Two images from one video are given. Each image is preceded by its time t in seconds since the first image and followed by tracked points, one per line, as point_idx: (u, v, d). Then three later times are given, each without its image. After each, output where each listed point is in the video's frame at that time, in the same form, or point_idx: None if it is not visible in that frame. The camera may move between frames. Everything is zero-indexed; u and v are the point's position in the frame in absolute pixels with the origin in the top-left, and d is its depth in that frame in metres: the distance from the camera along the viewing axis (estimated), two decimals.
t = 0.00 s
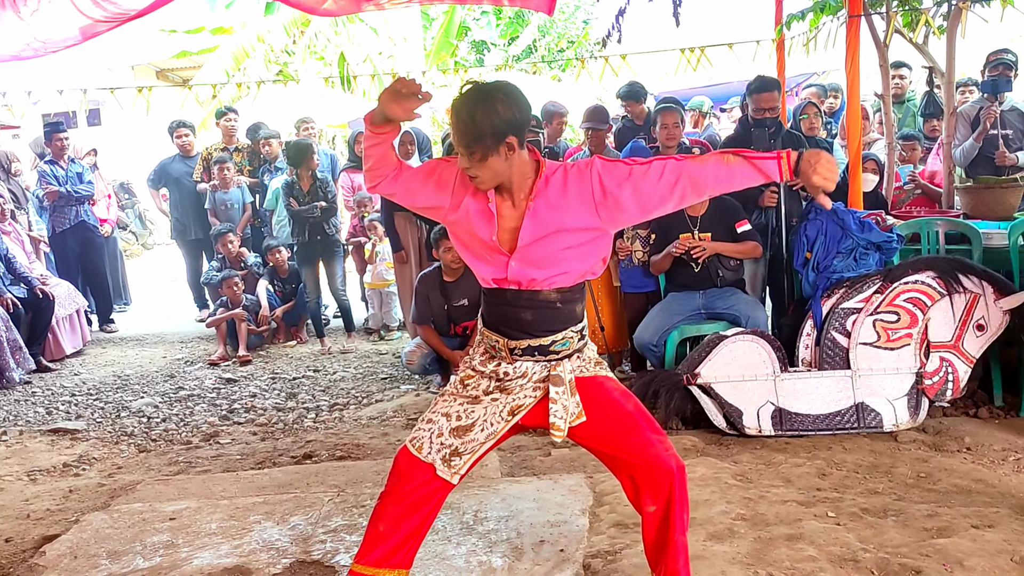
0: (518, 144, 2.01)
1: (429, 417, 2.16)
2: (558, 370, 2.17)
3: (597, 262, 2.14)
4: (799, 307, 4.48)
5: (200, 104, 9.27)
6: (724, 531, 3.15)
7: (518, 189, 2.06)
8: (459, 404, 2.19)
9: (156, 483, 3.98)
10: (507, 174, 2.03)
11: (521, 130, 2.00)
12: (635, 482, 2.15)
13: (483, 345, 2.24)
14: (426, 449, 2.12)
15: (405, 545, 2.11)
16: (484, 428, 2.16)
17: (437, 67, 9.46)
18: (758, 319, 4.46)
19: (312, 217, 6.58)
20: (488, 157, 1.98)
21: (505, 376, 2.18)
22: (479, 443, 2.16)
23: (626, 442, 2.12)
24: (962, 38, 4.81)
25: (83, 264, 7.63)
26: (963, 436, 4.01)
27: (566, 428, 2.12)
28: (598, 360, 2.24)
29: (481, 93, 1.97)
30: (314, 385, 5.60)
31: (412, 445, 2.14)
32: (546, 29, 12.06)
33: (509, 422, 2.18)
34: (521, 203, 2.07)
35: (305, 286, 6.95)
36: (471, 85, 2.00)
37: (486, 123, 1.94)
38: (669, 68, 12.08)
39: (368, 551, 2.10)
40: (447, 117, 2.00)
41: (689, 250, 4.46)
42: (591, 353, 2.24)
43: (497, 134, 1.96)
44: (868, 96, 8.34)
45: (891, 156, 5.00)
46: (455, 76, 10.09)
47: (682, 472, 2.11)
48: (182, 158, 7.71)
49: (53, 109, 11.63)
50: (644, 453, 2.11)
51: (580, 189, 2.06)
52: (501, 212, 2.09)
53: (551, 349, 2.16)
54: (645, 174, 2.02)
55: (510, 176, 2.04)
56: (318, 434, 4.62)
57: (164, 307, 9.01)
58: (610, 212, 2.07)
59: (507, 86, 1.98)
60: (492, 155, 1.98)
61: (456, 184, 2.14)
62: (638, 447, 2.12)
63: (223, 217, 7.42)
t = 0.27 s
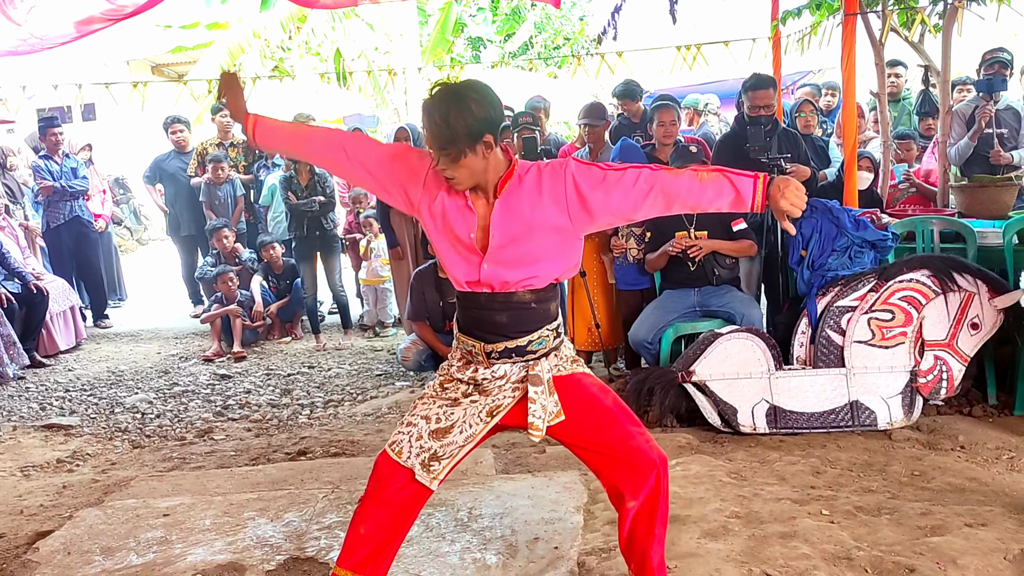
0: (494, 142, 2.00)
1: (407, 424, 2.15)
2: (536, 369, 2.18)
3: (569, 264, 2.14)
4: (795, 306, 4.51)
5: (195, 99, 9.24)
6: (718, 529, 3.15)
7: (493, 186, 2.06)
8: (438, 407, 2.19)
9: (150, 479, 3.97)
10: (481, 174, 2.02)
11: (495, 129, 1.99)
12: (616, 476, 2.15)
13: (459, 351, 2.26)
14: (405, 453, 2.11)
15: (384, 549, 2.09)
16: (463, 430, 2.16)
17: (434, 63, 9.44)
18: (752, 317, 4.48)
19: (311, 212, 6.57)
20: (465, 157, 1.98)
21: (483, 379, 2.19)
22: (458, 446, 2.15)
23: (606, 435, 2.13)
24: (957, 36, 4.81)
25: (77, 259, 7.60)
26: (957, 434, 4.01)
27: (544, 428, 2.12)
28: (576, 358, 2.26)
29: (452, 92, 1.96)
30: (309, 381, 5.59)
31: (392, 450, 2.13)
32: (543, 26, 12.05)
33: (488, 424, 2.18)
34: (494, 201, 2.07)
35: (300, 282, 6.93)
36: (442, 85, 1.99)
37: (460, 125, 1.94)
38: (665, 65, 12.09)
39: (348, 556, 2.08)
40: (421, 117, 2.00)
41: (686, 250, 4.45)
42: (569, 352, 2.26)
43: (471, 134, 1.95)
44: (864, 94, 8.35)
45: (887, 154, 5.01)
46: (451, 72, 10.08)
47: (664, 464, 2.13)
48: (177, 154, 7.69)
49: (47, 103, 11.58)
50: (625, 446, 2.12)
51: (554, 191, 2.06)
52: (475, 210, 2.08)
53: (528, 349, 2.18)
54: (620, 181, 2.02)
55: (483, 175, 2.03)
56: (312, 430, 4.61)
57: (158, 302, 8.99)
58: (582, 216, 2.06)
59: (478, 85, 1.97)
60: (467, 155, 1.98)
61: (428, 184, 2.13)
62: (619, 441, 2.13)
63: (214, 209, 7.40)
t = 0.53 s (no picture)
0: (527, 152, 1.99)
1: (408, 426, 2.16)
2: (536, 370, 2.18)
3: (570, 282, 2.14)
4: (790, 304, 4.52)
5: (190, 94, 9.23)
6: (713, 526, 3.16)
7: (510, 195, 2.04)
8: (437, 408, 2.20)
9: (144, 475, 3.96)
10: (503, 182, 1.99)
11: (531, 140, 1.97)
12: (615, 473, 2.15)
13: (457, 349, 2.25)
14: (405, 456, 2.12)
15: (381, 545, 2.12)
16: (463, 433, 2.17)
17: (430, 60, 9.44)
18: (747, 316, 4.49)
19: (311, 207, 6.57)
20: (499, 168, 1.95)
21: (482, 381, 2.18)
22: (458, 448, 2.17)
23: (604, 432, 2.13)
24: (953, 36, 4.81)
25: (72, 254, 7.59)
26: (951, 433, 4.02)
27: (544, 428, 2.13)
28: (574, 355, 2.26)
29: (497, 99, 1.93)
30: (304, 377, 5.59)
31: (392, 451, 2.14)
32: (539, 23, 12.05)
33: (488, 426, 2.20)
34: (509, 210, 2.04)
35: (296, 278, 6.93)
36: (484, 88, 1.94)
37: (506, 133, 1.90)
38: (661, 63, 12.10)
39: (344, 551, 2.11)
40: (458, 118, 1.94)
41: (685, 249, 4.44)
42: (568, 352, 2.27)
43: (513, 143, 1.93)
44: (860, 93, 8.37)
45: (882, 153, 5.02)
46: (447, 69, 10.08)
47: (663, 460, 2.13)
48: (172, 150, 7.68)
49: (42, 98, 11.55)
50: (623, 442, 2.13)
51: (567, 209, 2.04)
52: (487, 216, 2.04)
53: (527, 351, 2.17)
54: (635, 217, 2.03)
55: (505, 183, 2.01)
56: (306, 427, 4.61)
57: (153, 298, 8.97)
58: (591, 243, 2.07)
59: (521, 93, 1.95)
60: (503, 164, 1.95)
61: (437, 191, 2.08)
62: (617, 437, 2.13)
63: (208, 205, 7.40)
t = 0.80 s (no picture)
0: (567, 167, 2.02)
1: (414, 429, 2.15)
2: (545, 374, 2.19)
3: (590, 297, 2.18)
4: (783, 302, 4.52)
5: (184, 90, 9.20)
6: (706, 524, 3.16)
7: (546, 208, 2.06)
8: (443, 411, 2.20)
9: (136, 472, 3.96)
10: (540, 195, 2.01)
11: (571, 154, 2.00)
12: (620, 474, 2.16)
13: (466, 348, 2.24)
14: (411, 460, 2.12)
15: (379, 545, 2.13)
16: (470, 436, 2.17)
17: (424, 57, 9.43)
18: (741, 313, 4.47)
19: (305, 203, 6.57)
20: (541, 182, 1.97)
21: (490, 383, 2.19)
22: (465, 451, 2.17)
23: (610, 433, 2.14)
24: (946, 36, 4.83)
25: (64, 251, 7.56)
26: (944, 432, 4.03)
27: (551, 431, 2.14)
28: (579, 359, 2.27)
29: (543, 112, 1.96)
30: (297, 375, 5.58)
31: (397, 455, 2.14)
32: (534, 22, 12.05)
33: (495, 428, 2.20)
34: (545, 224, 2.06)
35: (289, 275, 6.91)
36: (530, 101, 1.97)
37: (548, 145, 1.93)
38: (656, 62, 12.11)
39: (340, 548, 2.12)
40: (503, 128, 1.96)
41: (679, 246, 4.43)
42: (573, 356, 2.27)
43: (557, 156, 1.96)
44: (854, 93, 8.38)
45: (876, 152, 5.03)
46: (442, 67, 10.07)
47: (668, 462, 2.14)
48: (166, 147, 7.67)
49: (35, 94, 11.52)
50: (629, 443, 2.13)
51: (600, 228, 2.08)
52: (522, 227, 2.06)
53: (539, 356, 2.18)
54: (662, 244, 2.09)
55: (542, 196, 2.02)
56: (300, 424, 4.61)
57: (146, 295, 8.95)
58: (618, 262, 2.11)
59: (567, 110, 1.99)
60: (544, 177, 1.97)
61: (471, 204, 2.07)
62: (623, 438, 2.14)
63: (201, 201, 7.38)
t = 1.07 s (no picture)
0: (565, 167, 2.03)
1: (411, 427, 2.16)
2: (544, 378, 2.19)
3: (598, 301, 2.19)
4: (778, 300, 4.51)
5: (178, 86, 9.19)
6: (700, 522, 3.17)
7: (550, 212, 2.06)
8: (440, 411, 2.20)
9: (129, 468, 3.94)
10: (543, 200, 2.02)
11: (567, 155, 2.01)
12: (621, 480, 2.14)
13: (467, 347, 2.24)
14: (405, 458, 2.12)
15: (367, 541, 2.14)
16: (466, 437, 2.19)
17: (419, 53, 9.42)
18: (735, 311, 4.47)
19: (296, 201, 6.54)
20: (534, 181, 1.97)
21: (488, 385, 2.19)
22: (460, 451, 2.19)
23: (610, 438, 2.13)
24: (941, 36, 4.83)
25: (57, 246, 7.54)
26: (937, 430, 4.04)
27: (552, 436, 2.13)
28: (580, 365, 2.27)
29: (536, 113, 1.96)
30: (291, 371, 5.58)
31: (391, 453, 2.13)
32: (530, 19, 12.04)
33: (491, 430, 2.21)
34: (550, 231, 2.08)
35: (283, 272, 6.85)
36: (522, 104, 1.98)
37: (542, 147, 1.94)
38: (651, 60, 12.12)
39: (328, 542, 2.13)
40: (493, 132, 1.96)
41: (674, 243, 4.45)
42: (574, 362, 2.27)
43: (551, 155, 1.96)
44: (849, 92, 8.40)
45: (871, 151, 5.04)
46: (437, 64, 10.06)
47: (668, 468, 2.12)
48: (160, 142, 7.64)
49: (28, 89, 11.47)
50: (629, 449, 2.11)
51: (606, 232, 2.10)
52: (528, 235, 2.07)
53: (541, 362, 2.17)
54: (665, 243, 2.14)
55: (545, 201, 2.03)
56: (294, 421, 4.60)
57: (139, 291, 8.93)
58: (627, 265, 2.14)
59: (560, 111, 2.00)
60: (540, 179, 1.98)
61: (476, 214, 2.07)
62: (623, 444, 2.13)
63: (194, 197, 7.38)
